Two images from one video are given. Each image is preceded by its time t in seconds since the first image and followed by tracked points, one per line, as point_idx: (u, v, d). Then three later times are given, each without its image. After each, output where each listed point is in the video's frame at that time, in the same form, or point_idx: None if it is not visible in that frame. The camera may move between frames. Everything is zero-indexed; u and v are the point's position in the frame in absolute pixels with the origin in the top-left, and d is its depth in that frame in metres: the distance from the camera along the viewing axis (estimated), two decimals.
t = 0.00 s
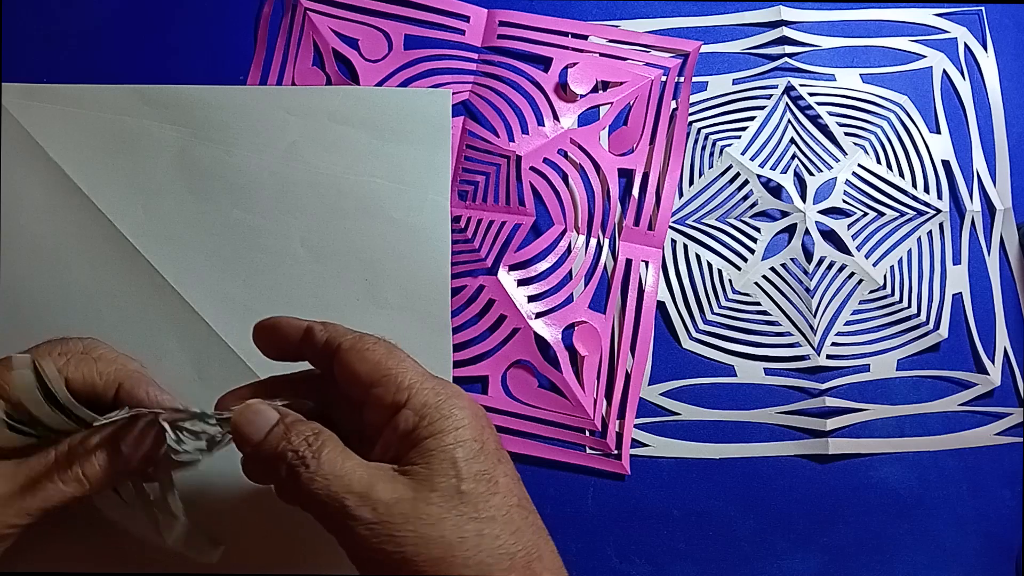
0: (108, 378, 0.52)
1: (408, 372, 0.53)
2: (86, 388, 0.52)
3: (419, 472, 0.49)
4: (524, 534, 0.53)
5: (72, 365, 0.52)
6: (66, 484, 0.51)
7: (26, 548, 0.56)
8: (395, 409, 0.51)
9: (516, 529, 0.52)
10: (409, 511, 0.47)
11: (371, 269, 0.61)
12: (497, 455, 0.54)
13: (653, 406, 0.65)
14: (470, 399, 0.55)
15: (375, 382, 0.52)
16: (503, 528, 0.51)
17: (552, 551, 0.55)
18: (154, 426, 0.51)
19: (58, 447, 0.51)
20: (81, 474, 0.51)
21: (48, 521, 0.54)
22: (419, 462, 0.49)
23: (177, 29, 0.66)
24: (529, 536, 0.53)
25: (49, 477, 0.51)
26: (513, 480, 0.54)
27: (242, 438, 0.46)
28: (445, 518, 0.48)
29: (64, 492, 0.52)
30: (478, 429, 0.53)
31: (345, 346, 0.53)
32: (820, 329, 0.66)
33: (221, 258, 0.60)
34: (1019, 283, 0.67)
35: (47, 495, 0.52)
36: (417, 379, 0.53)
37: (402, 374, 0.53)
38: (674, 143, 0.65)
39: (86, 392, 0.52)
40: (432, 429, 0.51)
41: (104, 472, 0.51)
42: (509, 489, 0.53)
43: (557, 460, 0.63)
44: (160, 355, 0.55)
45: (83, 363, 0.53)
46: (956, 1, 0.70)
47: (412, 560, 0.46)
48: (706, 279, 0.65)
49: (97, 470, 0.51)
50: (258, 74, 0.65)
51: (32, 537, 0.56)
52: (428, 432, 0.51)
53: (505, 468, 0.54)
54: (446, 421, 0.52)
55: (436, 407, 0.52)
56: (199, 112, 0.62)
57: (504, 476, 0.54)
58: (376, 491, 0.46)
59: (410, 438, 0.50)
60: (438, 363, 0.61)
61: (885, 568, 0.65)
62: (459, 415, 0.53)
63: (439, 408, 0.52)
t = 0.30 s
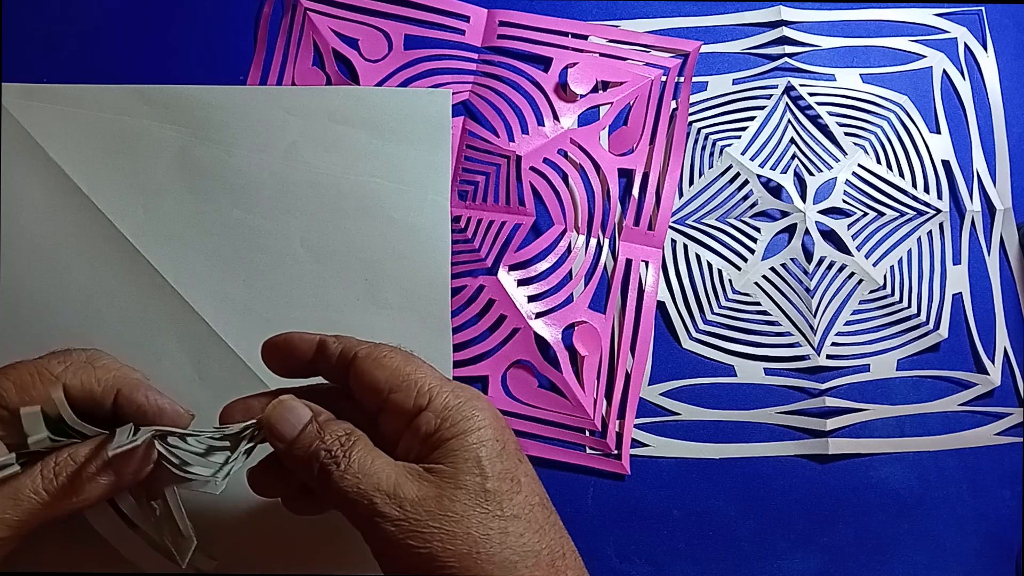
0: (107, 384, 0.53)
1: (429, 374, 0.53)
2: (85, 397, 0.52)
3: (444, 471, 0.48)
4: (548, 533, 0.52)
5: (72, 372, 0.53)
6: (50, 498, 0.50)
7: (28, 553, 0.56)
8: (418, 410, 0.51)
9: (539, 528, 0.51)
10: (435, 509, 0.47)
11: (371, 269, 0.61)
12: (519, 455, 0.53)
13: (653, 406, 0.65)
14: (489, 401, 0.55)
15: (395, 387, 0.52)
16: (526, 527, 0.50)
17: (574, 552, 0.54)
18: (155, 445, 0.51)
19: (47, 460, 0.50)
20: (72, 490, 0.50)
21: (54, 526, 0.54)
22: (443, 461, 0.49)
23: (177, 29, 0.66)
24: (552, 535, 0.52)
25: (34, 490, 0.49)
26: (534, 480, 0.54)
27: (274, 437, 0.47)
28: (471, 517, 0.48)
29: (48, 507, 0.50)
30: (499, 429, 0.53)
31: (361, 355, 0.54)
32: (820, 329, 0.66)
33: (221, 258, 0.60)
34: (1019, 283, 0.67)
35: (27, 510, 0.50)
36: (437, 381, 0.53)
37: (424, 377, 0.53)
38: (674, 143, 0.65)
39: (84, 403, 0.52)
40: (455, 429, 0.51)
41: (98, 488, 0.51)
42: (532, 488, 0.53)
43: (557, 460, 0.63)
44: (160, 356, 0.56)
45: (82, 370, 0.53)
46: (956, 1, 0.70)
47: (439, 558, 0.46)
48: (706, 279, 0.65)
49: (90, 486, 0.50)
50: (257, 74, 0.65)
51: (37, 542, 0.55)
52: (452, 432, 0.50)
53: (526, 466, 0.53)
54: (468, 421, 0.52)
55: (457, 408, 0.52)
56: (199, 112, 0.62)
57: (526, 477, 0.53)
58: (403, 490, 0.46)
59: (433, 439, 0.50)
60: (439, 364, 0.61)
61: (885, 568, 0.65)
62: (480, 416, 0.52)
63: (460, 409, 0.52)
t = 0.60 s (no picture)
0: (127, 341, 0.53)
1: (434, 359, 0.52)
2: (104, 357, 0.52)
3: (438, 463, 0.48)
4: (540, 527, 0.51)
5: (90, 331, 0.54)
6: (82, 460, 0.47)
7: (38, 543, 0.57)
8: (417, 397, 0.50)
9: (531, 522, 0.51)
10: (424, 501, 0.47)
11: (371, 269, 0.61)
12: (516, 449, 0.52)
13: (653, 406, 0.65)
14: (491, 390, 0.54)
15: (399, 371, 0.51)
16: (519, 522, 0.50)
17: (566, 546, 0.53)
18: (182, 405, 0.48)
19: (81, 423, 0.47)
20: (101, 452, 0.47)
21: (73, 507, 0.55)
22: (437, 452, 0.48)
23: (177, 29, 0.66)
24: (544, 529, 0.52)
25: (67, 455, 0.47)
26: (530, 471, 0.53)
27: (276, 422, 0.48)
28: (460, 510, 0.47)
29: (81, 472, 0.48)
30: (497, 421, 0.52)
31: (368, 337, 0.52)
32: (820, 329, 0.66)
33: (221, 258, 0.60)
34: (1019, 283, 0.67)
35: (63, 474, 0.47)
36: (439, 368, 0.52)
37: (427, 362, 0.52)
38: (674, 144, 0.65)
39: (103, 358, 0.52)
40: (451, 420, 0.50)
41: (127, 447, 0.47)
42: (527, 481, 0.52)
43: (557, 460, 0.63)
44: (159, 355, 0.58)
45: (99, 330, 0.54)
46: (956, 1, 0.70)
47: (426, 550, 0.46)
48: (705, 279, 0.65)
49: (119, 445, 0.47)
50: (257, 74, 0.65)
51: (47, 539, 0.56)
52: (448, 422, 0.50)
53: (523, 459, 0.52)
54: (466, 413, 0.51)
55: (456, 398, 0.51)
56: (199, 111, 0.62)
57: (521, 470, 0.52)
58: (395, 480, 0.47)
59: (429, 428, 0.49)
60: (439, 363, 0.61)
61: (885, 568, 0.65)
62: (479, 407, 0.51)
63: (458, 400, 0.51)
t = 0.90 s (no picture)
0: (138, 337, 0.54)
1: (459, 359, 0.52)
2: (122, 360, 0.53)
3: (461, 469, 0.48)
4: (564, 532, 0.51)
5: (100, 331, 0.54)
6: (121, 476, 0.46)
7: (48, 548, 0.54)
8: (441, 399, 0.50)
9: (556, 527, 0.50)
10: (448, 508, 0.46)
11: (371, 269, 0.61)
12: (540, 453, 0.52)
13: (653, 406, 0.65)
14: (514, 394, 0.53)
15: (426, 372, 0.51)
16: (542, 527, 0.50)
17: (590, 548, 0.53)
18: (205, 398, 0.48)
19: (113, 439, 0.46)
20: (137, 466, 0.46)
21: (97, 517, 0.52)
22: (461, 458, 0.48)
23: (177, 29, 0.66)
24: (568, 534, 0.51)
25: (102, 473, 0.45)
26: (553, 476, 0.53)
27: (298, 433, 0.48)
28: (484, 517, 0.47)
29: (118, 487, 0.46)
30: (521, 426, 0.51)
31: (396, 337, 0.52)
32: (820, 329, 0.66)
33: (220, 258, 0.60)
34: (1019, 283, 0.67)
35: (101, 491, 0.46)
36: (464, 370, 0.52)
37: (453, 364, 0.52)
38: (673, 144, 0.65)
39: (119, 358, 0.53)
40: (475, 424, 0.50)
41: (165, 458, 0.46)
42: (551, 486, 0.52)
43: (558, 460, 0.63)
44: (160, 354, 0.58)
45: (108, 328, 0.54)
46: (956, 1, 0.70)
47: (449, 556, 0.46)
48: (706, 279, 0.65)
49: (155, 457, 0.46)
50: (257, 74, 0.65)
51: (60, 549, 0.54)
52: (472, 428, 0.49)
53: (547, 464, 0.52)
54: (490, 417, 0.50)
55: (480, 402, 0.50)
56: (198, 111, 0.62)
57: (545, 475, 0.51)
58: (417, 488, 0.46)
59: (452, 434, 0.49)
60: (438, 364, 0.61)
61: (885, 568, 0.65)
62: (504, 412, 0.51)
63: (483, 403, 0.50)
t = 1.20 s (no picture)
0: (137, 340, 0.54)
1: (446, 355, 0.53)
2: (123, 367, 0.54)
3: (442, 465, 0.48)
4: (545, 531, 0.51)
5: (96, 335, 0.54)
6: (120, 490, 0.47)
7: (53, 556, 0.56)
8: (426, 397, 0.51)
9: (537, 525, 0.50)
10: (427, 505, 0.46)
11: (371, 269, 0.61)
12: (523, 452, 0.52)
13: (653, 406, 0.65)
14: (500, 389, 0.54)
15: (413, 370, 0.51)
16: (523, 523, 0.49)
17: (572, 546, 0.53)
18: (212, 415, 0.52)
19: (114, 452, 0.47)
20: (139, 478, 0.47)
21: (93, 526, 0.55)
22: (441, 456, 0.49)
23: (177, 28, 0.66)
24: (549, 533, 0.51)
25: (101, 487, 0.47)
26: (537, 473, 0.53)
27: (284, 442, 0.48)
28: (463, 513, 0.47)
29: (117, 500, 0.48)
30: (504, 422, 0.52)
31: (380, 337, 0.52)
32: (820, 329, 0.66)
33: (220, 258, 0.60)
34: (1019, 283, 0.67)
35: (101, 503, 0.48)
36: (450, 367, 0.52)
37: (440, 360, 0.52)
38: (674, 144, 0.65)
39: (118, 362, 0.53)
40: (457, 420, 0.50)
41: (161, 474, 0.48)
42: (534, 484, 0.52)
43: (558, 460, 0.63)
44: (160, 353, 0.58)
45: (106, 332, 0.54)
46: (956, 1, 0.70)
47: (428, 552, 0.46)
48: (705, 279, 0.65)
49: (155, 471, 0.47)
50: (257, 74, 0.65)
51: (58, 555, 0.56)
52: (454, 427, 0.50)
53: (530, 462, 0.52)
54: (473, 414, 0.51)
55: (462, 399, 0.51)
56: (199, 111, 0.62)
57: (527, 472, 0.52)
58: (394, 485, 0.46)
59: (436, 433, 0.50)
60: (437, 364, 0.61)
61: (885, 568, 0.65)
62: (487, 408, 0.51)
63: (465, 401, 0.51)
